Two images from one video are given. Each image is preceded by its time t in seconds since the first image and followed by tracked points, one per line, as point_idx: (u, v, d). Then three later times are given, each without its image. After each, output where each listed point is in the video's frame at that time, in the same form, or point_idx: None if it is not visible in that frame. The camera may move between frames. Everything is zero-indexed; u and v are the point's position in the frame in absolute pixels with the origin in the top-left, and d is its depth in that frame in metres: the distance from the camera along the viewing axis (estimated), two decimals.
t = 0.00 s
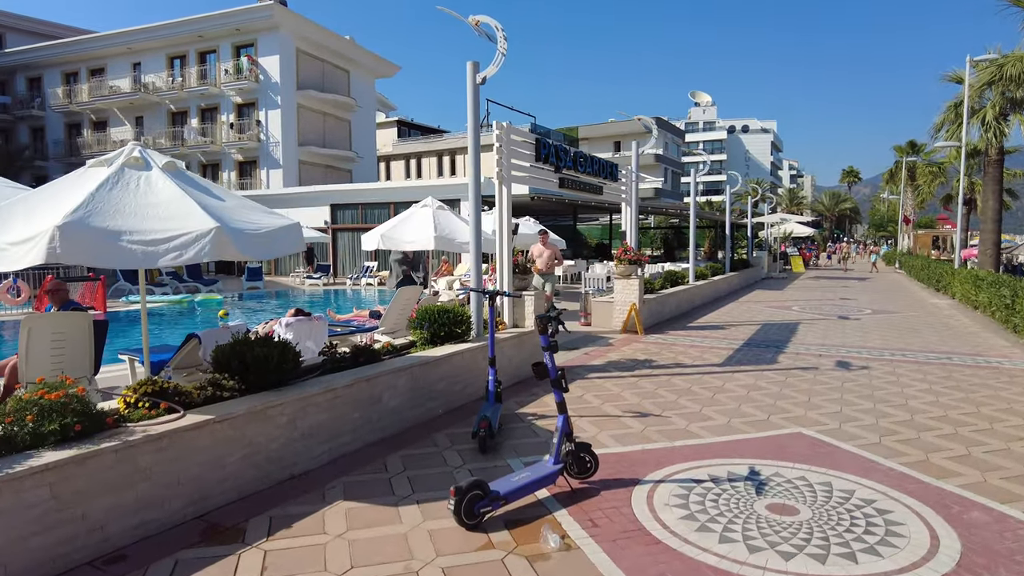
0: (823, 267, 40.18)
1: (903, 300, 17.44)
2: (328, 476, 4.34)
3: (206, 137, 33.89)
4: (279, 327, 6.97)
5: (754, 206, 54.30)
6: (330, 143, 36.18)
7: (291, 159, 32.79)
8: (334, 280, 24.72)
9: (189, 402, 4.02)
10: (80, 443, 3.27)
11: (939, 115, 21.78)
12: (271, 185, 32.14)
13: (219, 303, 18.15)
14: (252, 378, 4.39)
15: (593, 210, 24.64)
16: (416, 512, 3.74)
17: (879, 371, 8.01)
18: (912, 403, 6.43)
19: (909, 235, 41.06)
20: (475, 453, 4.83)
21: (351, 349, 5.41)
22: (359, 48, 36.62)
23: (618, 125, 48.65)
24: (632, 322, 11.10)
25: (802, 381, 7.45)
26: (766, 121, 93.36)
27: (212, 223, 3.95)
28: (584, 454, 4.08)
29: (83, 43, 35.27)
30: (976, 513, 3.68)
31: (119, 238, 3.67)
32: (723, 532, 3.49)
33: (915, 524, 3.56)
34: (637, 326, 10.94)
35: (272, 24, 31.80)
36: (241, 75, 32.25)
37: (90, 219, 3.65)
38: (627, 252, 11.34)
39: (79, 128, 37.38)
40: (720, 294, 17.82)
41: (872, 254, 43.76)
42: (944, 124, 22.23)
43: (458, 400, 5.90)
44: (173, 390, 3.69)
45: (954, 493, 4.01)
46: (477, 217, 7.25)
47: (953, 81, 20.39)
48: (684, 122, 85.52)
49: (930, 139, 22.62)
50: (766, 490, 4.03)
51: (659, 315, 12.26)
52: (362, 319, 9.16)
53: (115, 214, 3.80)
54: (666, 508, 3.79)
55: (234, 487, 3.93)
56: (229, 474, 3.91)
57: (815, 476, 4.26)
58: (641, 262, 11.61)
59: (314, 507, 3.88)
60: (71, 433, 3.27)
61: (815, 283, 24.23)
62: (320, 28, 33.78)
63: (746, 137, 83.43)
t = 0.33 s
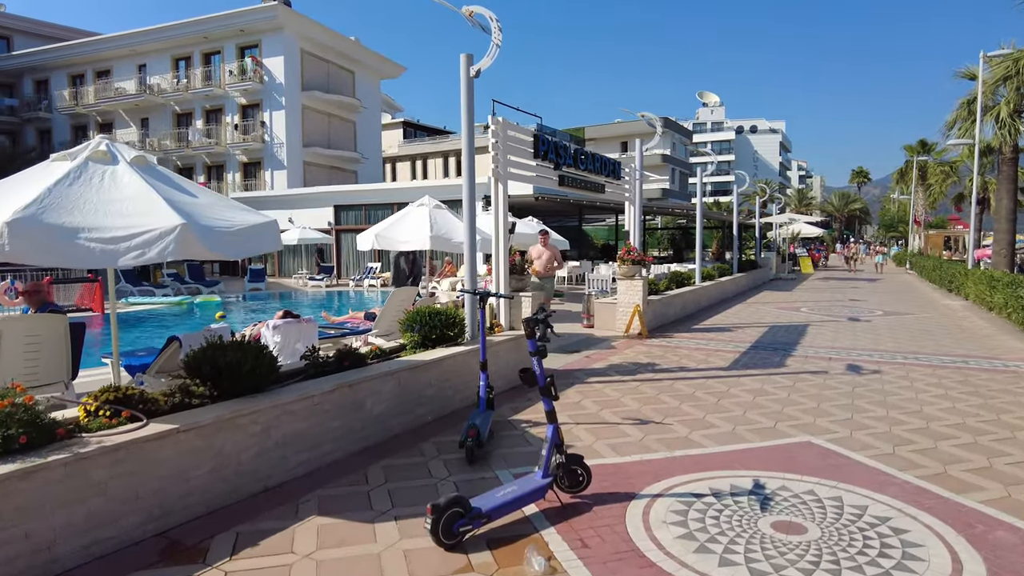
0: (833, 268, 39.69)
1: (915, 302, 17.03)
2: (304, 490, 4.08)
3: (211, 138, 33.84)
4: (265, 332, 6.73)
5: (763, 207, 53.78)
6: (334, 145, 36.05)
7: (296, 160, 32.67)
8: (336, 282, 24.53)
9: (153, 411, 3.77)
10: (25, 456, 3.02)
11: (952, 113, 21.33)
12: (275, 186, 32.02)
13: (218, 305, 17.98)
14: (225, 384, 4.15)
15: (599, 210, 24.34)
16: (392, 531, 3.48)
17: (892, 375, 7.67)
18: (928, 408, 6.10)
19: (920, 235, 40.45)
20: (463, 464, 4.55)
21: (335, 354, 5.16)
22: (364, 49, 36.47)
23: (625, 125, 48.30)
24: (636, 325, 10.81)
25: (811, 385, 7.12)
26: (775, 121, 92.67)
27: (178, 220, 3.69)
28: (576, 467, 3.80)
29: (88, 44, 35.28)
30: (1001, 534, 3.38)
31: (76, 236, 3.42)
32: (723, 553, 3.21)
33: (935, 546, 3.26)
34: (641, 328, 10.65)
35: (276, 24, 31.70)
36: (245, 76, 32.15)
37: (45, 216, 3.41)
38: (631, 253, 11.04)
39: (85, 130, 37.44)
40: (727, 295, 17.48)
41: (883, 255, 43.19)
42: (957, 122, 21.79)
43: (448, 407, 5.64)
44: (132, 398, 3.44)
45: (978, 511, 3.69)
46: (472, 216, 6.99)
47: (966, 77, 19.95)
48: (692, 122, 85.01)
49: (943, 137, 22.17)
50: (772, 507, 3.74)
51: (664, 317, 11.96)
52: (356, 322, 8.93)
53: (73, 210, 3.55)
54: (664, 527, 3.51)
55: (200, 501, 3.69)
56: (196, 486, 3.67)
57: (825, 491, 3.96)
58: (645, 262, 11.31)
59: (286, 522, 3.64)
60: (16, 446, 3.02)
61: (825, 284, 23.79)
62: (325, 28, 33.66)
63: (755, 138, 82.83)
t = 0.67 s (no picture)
0: (842, 269, 39.19)
1: (925, 304, 16.68)
2: (270, 513, 3.83)
3: (214, 140, 33.75)
4: (246, 339, 6.49)
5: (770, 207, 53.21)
6: (338, 146, 35.89)
7: (298, 161, 32.51)
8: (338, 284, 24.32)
9: (104, 430, 3.50)
10: None
11: (963, 111, 20.92)
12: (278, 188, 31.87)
13: (215, 308, 17.78)
14: (188, 399, 3.88)
15: (603, 211, 23.97)
16: (355, 564, 3.20)
17: (903, 383, 7.32)
18: (942, 419, 5.75)
19: (931, 235, 39.88)
20: (443, 483, 4.27)
21: (314, 363, 4.89)
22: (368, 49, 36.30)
23: (630, 125, 47.95)
24: (637, 329, 10.47)
25: (818, 394, 6.77)
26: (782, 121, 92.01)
27: (130, 223, 3.43)
28: (560, 491, 3.52)
29: (92, 47, 35.26)
30: None
31: (15, 242, 3.15)
32: None
33: None
34: (642, 332, 10.33)
35: (279, 25, 31.57)
36: (248, 78, 32.04)
37: None
38: (632, 254, 10.70)
39: (90, 133, 37.44)
40: (733, 297, 17.13)
41: (892, 255, 42.62)
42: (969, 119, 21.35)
43: (434, 419, 5.36)
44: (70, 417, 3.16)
45: (999, 541, 3.36)
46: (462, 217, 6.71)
47: (978, 74, 19.53)
48: (699, 122, 84.49)
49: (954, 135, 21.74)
50: (773, 534, 3.42)
51: (667, 321, 11.64)
52: (348, 327, 8.69)
53: (12, 214, 3.29)
54: (654, 558, 3.21)
55: (155, 527, 3.43)
56: (150, 511, 3.40)
57: (831, 516, 3.64)
58: (647, 264, 10.97)
59: (246, 551, 3.37)
60: None
61: (834, 286, 23.37)
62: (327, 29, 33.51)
63: (762, 137, 82.22)
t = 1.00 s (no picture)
0: (846, 269, 38.79)
1: (933, 304, 16.34)
2: (232, 531, 3.55)
3: (214, 139, 33.53)
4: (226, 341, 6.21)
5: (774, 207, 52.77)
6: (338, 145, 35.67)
7: (298, 160, 32.30)
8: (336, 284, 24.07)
9: (49, 442, 3.23)
10: None
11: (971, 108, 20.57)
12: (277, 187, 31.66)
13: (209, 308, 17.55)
14: (145, 407, 3.61)
15: (604, 210, 23.67)
16: None
17: (912, 387, 7.00)
18: (954, 427, 5.44)
19: (937, 234, 39.46)
20: (421, 497, 3.98)
21: (288, 368, 4.61)
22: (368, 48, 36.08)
23: (633, 124, 47.63)
24: (636, 330, 10.18)
25: (823, 399, 6.46)
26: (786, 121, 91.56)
27: (76, 218, 3.15)
28: (543, 510, 3.24)
29: (92, 46, 35.10)
30: None
31: None
32: None
33: None
34: (642, 333, 10.04)
35: (279, 24, 31.35)
36: (248, 77, 31.85)
37: None
38: (631, 254, 10.39)
39: (90, 132, 37.29)
40: (736, 297, 16.81)
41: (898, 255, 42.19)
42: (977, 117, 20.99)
43: (415, 427, 5.08)
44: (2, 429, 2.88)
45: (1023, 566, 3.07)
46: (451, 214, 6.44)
47: (986, 71, 19.18)
48: (703, 122, 84.08)
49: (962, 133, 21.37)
50: (774, 557, 3.14)
51: (668, 322, 11.33)
52: (338, 327, 8.43)
53: None
54: None
55: (102, 548, 3.15)
56: (97, 530, 3.13)
57: (838, 537, 3.35)
58: (646, 264, 10.66)
59: (200, 573, 3.11)
60: None
61: (839, 286, 23.01)
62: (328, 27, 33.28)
63: (767, 137, 81.73)
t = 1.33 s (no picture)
0: (845, 270, 38.60)
1: (934, 307, 16.05)
2: (185, 556, 3.29)
3: (208, 138, 33.20)
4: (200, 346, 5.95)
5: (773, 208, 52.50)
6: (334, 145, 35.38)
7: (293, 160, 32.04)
8: (330, 286, 23.77)
9: None
10: None
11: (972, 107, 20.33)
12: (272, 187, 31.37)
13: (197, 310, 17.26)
14: (92, 423, 3.34)
15: (601, 211, 23.40)
16: None
17: (915, 395, 6.73)
18: (961, 438, 5.17)
19: (936, 235, 39.25)
20: (393, 517, 3.71)
21: (255, 378, 4.34)
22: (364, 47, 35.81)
23: (632, 125, 47.37)
24: (631, 334, 9.92)
25: (823, 408, 6.19)
26: (785, 121, 91.40)
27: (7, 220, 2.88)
28: (519, 538, 2.97)
29: (86, 44, 34.79)
30: None
31: None
32: None
33: None
34: (636, 337, 9.78)
35: (274, 23, 31.05)
36: (242, 75, 31.54)
37: None
38: (626, 255, 10.09)
39: (83, 132, 36.97)
40: (733, 299, 16.54)
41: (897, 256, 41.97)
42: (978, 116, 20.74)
43: (392, 440, 4.81)
44: None
45: None
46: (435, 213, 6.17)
47: (988, 70, 18.95)
48: (702, 122, 83.85)
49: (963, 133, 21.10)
50: None
51: (663, 324, 11.07)
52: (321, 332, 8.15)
53: None
54: None
55: None
56: (30, 558, 2.86)
57: (840, 565, 3.09)
58: (641, 265, 10.39)
59: None
60: None
61: (839, 287, 22.75)
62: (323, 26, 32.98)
63: (766, 138, 81.47)
